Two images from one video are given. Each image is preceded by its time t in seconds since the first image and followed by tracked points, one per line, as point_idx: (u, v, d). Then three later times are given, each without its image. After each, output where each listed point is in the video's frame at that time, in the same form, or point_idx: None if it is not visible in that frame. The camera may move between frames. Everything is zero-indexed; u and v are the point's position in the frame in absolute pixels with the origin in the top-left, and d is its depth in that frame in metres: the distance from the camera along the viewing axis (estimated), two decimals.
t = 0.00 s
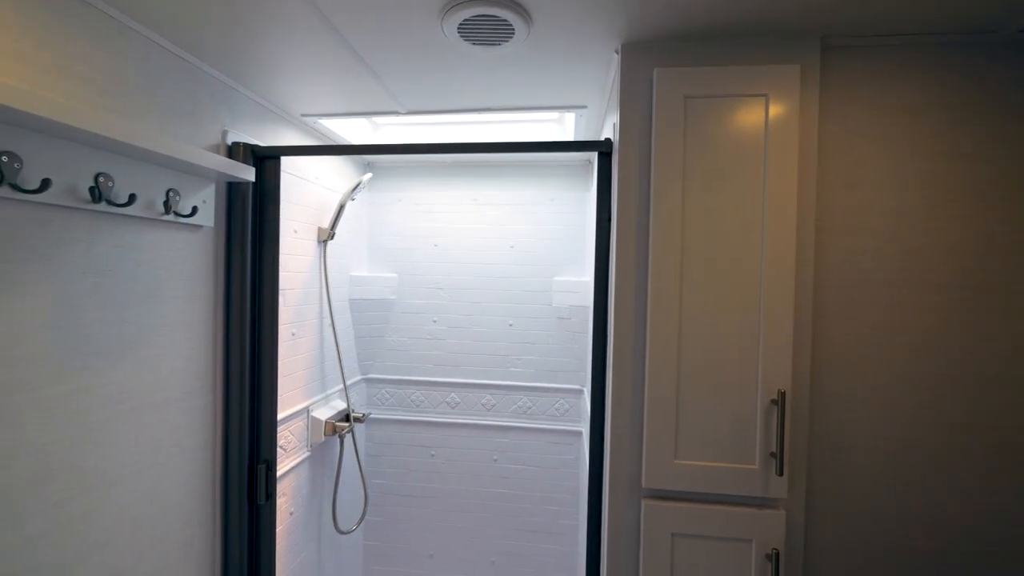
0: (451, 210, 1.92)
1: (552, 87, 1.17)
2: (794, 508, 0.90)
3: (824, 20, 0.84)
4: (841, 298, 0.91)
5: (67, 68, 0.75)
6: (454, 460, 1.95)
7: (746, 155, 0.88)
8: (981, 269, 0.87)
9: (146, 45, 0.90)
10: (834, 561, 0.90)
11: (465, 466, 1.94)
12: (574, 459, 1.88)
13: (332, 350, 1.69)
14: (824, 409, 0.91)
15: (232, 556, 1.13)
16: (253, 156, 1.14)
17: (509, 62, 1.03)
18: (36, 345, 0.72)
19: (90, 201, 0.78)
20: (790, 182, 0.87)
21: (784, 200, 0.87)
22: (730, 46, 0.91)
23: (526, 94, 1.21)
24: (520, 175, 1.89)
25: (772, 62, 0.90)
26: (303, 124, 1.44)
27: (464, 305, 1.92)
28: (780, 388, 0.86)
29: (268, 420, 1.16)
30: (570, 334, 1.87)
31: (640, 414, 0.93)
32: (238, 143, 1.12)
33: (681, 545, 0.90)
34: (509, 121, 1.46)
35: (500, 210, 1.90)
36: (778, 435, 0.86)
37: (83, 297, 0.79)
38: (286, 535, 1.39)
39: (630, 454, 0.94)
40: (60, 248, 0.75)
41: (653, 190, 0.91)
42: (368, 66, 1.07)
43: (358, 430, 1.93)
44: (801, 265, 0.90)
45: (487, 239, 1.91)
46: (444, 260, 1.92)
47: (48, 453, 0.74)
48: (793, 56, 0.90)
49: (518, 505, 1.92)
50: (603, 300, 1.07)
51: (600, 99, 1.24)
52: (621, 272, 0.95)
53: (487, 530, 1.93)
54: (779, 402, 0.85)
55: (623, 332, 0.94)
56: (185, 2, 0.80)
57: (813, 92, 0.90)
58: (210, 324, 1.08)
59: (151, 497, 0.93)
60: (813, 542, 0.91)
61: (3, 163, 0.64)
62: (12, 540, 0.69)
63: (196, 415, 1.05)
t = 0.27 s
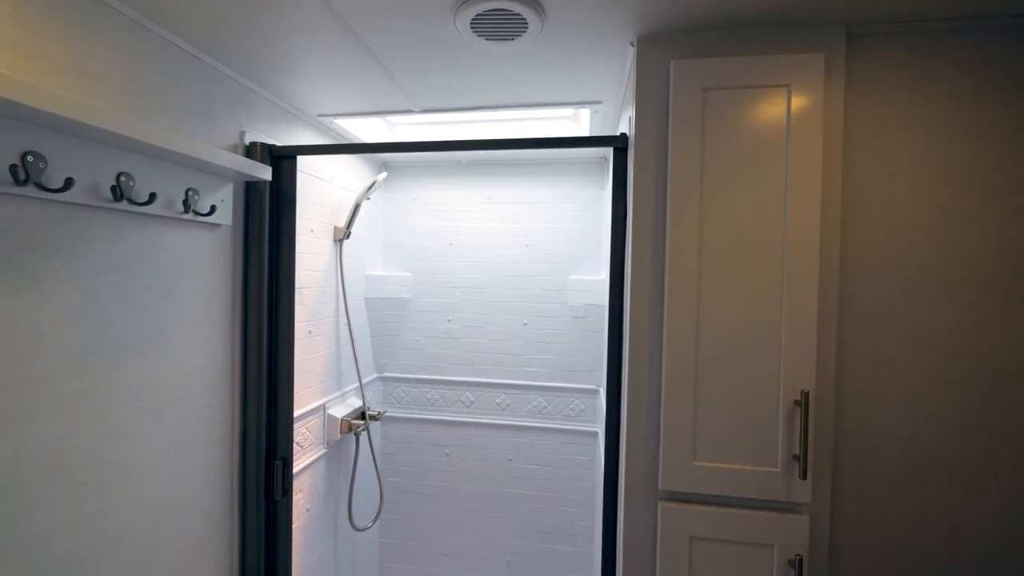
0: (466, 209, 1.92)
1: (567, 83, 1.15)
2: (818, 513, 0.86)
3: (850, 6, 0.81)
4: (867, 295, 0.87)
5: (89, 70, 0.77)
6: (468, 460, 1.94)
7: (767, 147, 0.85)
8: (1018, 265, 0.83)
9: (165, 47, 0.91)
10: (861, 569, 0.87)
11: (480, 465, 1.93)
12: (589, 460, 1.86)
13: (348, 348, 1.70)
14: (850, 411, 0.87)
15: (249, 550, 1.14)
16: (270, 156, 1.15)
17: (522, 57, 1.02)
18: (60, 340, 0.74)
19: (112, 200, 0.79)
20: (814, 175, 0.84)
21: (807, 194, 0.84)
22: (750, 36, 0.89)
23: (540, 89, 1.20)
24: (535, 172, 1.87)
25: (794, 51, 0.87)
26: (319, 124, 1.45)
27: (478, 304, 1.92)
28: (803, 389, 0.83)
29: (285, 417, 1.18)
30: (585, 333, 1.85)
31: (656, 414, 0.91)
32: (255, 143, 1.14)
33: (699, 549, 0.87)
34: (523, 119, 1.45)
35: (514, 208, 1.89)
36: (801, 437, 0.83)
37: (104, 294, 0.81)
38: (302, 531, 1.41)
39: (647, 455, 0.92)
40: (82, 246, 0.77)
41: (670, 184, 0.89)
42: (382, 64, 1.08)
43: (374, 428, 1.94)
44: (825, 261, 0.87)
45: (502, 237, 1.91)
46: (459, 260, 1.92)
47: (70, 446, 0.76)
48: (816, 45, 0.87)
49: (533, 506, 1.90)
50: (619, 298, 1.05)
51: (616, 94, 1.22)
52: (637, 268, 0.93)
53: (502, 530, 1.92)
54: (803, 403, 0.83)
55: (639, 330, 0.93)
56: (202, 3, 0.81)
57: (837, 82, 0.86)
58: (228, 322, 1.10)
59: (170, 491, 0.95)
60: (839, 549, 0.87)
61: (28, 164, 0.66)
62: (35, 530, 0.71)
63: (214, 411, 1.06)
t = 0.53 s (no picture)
0: (480, 206, 1.92)
1: (580, 74, 1.14)
2: (842, 512, 0.83)
3: None
4: (894, 287, 0.84)
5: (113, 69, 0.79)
6: (483, 457, 1.94)
7: (787, 134, 0.83)
8: None
9: (185, 46, 0.93)
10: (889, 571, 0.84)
11: (495, 462, 1.93)
12: (605, 458, 1.84)
13: (364, 344, 1.72)
14: (876, 407, 0.84)
15: (268, 541, 1.16)
16: (286, 153, 1.17)
17: (534, 49, 1.01)
18: (84, 330, 0.76)
19: (134, 195, 0.82)
20: (836, 162, 0.81)
21: (829, 182, 0.81)
22: (768, 21, 0.86)
23: (553, 82, 1.19)
24: (549, 168, 1.86)
25: (815, 35, 0.85)
26: (335, 122, 1.47)
27: (492, 300, 1.92)
28: (826, 383, 0.81)
29: (302, 410, 1.20)
30: (601, 330, 1.83)
31: (672, 408, 0.90)
32: (273, 141, 1.16)
33: (717, 547, 0.85)
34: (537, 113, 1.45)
35: (528, 205, 1.89)
36: (824, 433, 0.80)
37: (127, 286, 0.83)
38: (320, 524, 1.43)
39: (663, 450, 0.90)
40: (105, 240, 0.79)
41: (686, 174, 0.87)
42: (396, 60, 1.08)
43: (390, 424, 1.95)
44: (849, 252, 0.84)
45: (516, 234, 1.90)
46: (474, 256, 1.93)
47: (94, 433, 0.79)
48: (838, 28, 0.84)
49: (548, 504, 1.89)
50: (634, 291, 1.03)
51: (630, 85, 1.20)
52: (652, 260, 0.91)
53: (517, 528, 1.91)
54: (825, 398, 0.80)
55: (654, 323, 0.91)
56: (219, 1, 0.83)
57: (861, 66, 0.83)
58: (247, 316, 1.12)
59: (190, 481, 0.97)
60: (864, 550, 0.84)
61: (55, 159, 0.68)
62: (61, 514, 0.74)
63: (233, 404, 1.08)
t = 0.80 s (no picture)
0: (492, 200, 1.91)
1: (593, 63, 1.13)
2: (862, 508, 0.81)
3: None
4: (917, 277, 0.81)
5: (129, 60, 0.81)
6: (494, 451, 1.94)
7: (806, 118, 0.80)
8: None
9: (200, 38, 0.95)
10: (910, 570, 0.81)
11: (506, 457, 1.93)
12: (617, 454, 1.82)
13: (376, 337, 1.73)
14: (898, 400, 0.81)
15: (280, 530, 1.17)
16: (299, 145, 1.18)
17: (546, 36, 1.00)
18: (101, 317, 0.78)
19: (149, 184, 0.83)
20: (857, 147, 0.78)
21: (850, 167, 0.79)
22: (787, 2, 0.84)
23: (565, 71, 1.18)
24: (561, 161, 1.85)
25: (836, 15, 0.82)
26: (348, 116, 1.48)
27: (504, 295, 1.91)
28: (846, 374, 0.78)
29: (314, 400, 1.21)
30: (613, 325, 1.81)
31: (685, 400, 0.88)
32: (286, 133, 1.17)
33: (731, 541, 0.83)
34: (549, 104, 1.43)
35: (540, 198, 1.88)
36: (843, 426, 0.77)
37: (143, 274, 0.85)
38: (332, 514, 1.44)
39: (675, 443, 0.88)
40: (122, 228, 0.81)
41: (700, 161, 0.85)
42: (407, 51, 1.08)
43: (402, 418, 1.97)
44: (870, 240, 0.81)
45: (527, 228, 1.89)
46: (485, 251, 1.92)
47: (111, 418, 0.80)
48: (860, 8, 0.81)
49: (559, 499, 1.87)
50: (647, 282, 1.02)
51: (643, 74, 1.18)
52: (665, 249, 0.89)
53: (528, 523, 1.91)
54: (845, 390, 0.77)
55: (667, 314, 0.89)
56: None
57: (884, 47, 0.80)
58: (260, 306, 1.13)
59: (205, 468, 0.99)
60: (884, 548, 0.82)
61: (72, 147, 0.69)
62: (80, 496, 0.75)
63: (247, 393, 1.10)
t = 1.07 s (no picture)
0: (504, 198, 1.92)
1: (608, 59, 1.12)
2: (882, 510, 0.79)
3: None
4: (941, 274, 0.79)
5: (152, 56, 0.82)
6: (505, 449, 1.94)
7: (826, 112, 0.79)
8: None
9: (221, 36, 0.96)
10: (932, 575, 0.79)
11: (516, 455, 1.92)
12: (629, 454, 1.80)
13: (389, 333, 1.74)
14: (920, 400, 0.79)
15: (294, 521, 1.19)
16: (315, 141, 1.19)
17: (561, 32, 0.99)
18: (124, 307, 0.80)
19: (171, 177, 0.84)
20: (879, 141, 0.77)
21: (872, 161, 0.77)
22: None
23: (580, 68, 1.17)
24: (575, 160, 1.84)
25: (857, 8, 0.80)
26: (363, 113, 1.49)
27: (516, 293, 1.91)
28: (866, 373, 0.76)
29: (328, 394, 1.22)
30: (626, 324, 1.80)
31: (700, 398, 0.87)
32: (302, 129, 1.18)
33: (745, 542, 0.82)
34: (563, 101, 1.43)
35: (553, 196, 1.87)
36: (862, 425, 0.76)
37: (164, 266, 0.86)
38: (344, 508, 1.45)
39: (689, 441, 0.87)
40: (144, 220, 0.82)
41: (716, 156, 0.84)
42: (422, 48, 1.09)
43: (413, 414, 1.97)
44: (892, 236, 0.79)
45: (540, 225, 1.89)
46: (498, 248, 1.92)
47: (132, 405, 0.82)
48: None
49: (570, 499, 1.87)
50: (661, 279, 1.01)
51: (659, 69, 1.18)
52: (680, 245, 0.89)
53: (538, 522, 1.90)
54: (865, 389, 0.76)
55: (682, 310, 0.88)
56: None
57: (908, 39, 0.79)
58: (276, 300, 1.14)
59: (221, 458, 1.00)
60: (905, 551, 0.80)
61: (98, 140, 0.71)
62: (101, 481, 0.77)
63: (262, 385, 1.11)
